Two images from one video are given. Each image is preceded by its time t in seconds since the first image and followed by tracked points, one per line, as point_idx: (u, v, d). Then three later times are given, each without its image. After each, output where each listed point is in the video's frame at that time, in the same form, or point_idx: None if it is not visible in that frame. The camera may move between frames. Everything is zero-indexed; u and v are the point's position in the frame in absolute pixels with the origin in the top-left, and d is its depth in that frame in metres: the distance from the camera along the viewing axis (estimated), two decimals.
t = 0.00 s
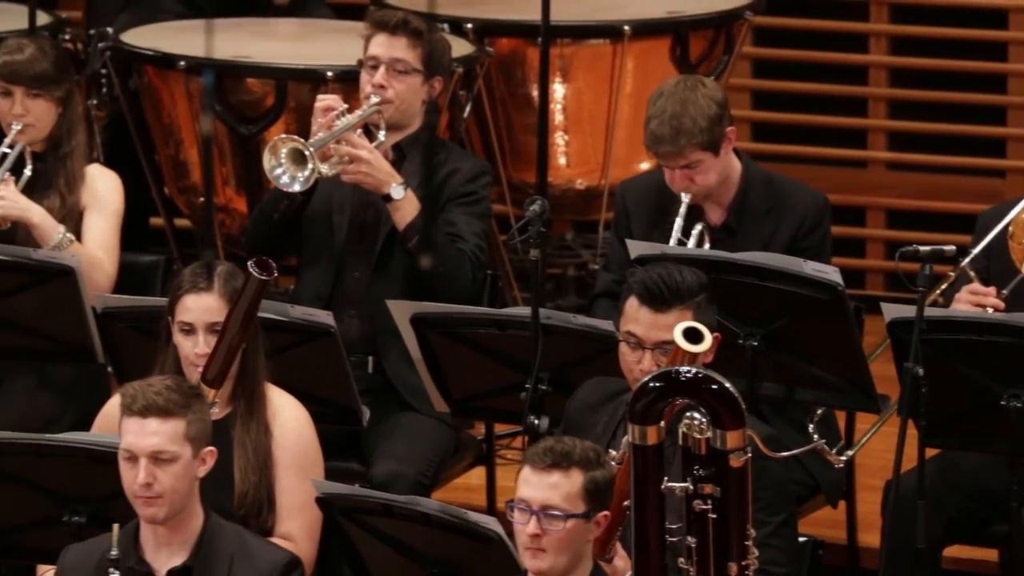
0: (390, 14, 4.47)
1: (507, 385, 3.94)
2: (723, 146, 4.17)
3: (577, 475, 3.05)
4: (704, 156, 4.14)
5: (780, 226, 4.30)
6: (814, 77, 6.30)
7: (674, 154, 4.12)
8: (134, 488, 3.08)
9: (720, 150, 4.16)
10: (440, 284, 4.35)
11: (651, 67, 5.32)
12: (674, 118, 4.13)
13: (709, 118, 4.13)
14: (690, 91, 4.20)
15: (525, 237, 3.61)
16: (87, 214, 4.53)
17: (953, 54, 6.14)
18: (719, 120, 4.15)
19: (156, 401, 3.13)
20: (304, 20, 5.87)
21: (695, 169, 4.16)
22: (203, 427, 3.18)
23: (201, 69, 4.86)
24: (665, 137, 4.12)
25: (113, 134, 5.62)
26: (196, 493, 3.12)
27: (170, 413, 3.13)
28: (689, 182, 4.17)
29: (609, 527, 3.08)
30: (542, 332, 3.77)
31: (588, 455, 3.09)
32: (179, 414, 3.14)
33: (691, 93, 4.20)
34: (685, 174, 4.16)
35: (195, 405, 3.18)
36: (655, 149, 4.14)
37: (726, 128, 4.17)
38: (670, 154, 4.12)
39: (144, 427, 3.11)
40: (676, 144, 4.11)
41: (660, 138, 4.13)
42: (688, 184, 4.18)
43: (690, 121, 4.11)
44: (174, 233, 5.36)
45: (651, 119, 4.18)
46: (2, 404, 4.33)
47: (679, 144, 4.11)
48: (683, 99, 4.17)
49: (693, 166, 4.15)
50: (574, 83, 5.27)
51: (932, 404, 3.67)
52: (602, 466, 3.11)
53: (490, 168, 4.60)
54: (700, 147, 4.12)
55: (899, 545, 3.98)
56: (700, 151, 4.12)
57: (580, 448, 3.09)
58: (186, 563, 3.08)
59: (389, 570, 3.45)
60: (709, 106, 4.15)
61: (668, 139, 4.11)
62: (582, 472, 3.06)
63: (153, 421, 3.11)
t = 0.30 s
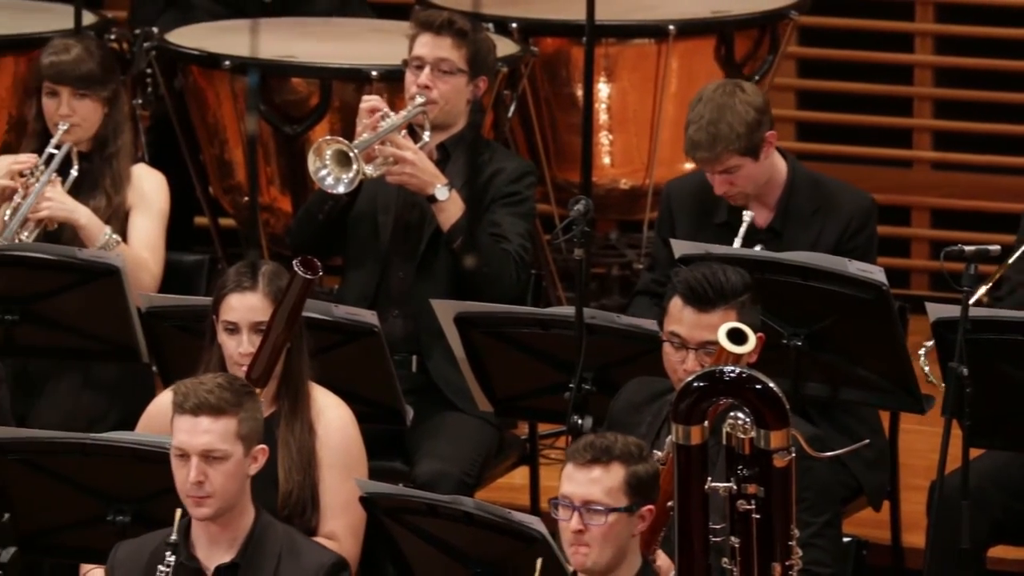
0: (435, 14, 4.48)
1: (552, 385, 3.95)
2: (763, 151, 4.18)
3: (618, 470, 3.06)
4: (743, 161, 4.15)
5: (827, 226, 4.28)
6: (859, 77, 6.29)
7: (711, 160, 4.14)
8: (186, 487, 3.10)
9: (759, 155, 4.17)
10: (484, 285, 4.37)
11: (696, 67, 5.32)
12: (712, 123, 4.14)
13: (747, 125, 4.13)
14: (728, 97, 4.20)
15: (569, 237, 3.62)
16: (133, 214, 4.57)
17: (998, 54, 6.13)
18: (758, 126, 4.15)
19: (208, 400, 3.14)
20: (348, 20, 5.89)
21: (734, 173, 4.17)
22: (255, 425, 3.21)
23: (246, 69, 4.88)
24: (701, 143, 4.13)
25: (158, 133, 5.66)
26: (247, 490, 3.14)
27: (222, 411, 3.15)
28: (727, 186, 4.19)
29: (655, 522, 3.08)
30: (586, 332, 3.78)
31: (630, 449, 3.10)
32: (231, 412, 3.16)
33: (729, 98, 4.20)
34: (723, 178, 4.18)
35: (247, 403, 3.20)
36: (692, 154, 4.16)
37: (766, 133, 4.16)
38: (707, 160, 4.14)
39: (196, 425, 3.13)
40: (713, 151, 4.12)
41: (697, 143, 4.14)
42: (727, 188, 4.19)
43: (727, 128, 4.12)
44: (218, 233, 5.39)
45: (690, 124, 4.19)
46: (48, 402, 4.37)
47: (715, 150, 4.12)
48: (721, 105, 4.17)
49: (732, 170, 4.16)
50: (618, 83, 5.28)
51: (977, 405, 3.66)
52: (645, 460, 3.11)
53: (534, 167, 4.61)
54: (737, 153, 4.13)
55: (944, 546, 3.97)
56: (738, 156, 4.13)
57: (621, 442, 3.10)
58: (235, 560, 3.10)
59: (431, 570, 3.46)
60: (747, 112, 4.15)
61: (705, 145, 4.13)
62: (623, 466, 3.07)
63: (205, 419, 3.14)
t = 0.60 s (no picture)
0: (465, 15, 4.49)
1: (584, 387, 3.96)
2: (808, 134, 4.19)
3: (652, 464, 3.06)
4: (784, 138, 4.16)
5: (866, 221, 4.26)
6: (891, 78, 6.28)
7: (752, 130, 4.16)
8: (221, 485, 3.11)
9: (803, 137, 4.18)
10: (516, 286, 4.37)
11: (728, 67, 5.31)
12: (758, 95, 4.17)
13: (794, 101, 4.15)
14: (779, 76, 4.22)
15: (601, 237, 3.63)
16: (164, 215, 4.60)
17: None
18: (805, 107, 4.17)
19: (243, 397, 3.15)
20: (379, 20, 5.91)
21: (774, 151, 4.18)
22: (288, 425, 3.20)
23: (278, 69, 4.90)
24: (745, 112, 4.16)
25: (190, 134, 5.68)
26: (282, 489, 3.14)
27: (257, 409, 3.15)
28: (766, 164, 4.19)
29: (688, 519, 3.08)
30: (618, 332, 3.78)
31: (667, 446, 3.10)
32: (266, 410, 3.17)
33: (779, 77, 4.22)
34: (762, 153, 4.19)
35: (282, 402, 3.21)
36: (734, 125, 4.19)
37: (812, 116, 4.18)
38: (749, 130, 4.16)
39: (232, 422, 3.14)
40: (756, 121, 4.15)
41: (741, 113, 4.18)
42: (765, 165, 4.19)
43: (773, 101, 4.15)
44: (250, 234, 5.41)
45: (737, 97, 4.24)
46: (80, 403, 4.39)
47: (758, 120, 4.15)
48: (770, 81, 4.20)
49: (772, 147, 4.17)
50: (650, 83, 5.29)
51: (1010, 406, 3.66)
52: (681, 458, 3.12)
53: (565, 167, 4.62)
54: (779, 126, 4.14)
55: (976, 548, 3.96)
56: (779, 132, 4.15)
57: (658, 438, 3.10)
58: (270, 556, 3.11)
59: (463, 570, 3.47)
60: (796, 91, 4.17)
61: (749, 115, 4.16)
62: (658, 461, 3.07)
63: (240, 416, 3.14)
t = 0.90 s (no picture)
0: (496, 18, 4.50)
1: (616, 390, 3.96)
2: (863, 117, 4.27)
3: (680, 469, 3.06)
4: (839, 113, 4.24)
5: (909, 216, 4.29)
6: (924, 81, 6.27)
7: (811, 98, 4.25)
8: (252, 487, 3.13)
9: (857, 119, 4.26)
10: (547, 289, 4.38)
11: (761, 69, 5.31)
12: (821, 69, 4.27)
13: (854, 79, 4.25)
14: (842, 57, 4.33)
15: (634, 241, 3.63)
16: (196, 218, 4.62)
17: None
18: (864, 88, 4.27)
19: (274, 400, 3.17)
20: (411, 24, 5.93)
21: (828, 125, 4.26)
22: (320, 426, 3.23)
23: (310, 73, 4.92)
24: (807, 80, 4.26)
25: (223, 138, 5.71)
26: (313, 491, 3.15)
27: (288, 412, 3.17)
28: (818, 138, 4.26)
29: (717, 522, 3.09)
30: (649, 336, 3.79)
31: (694, 450, 3.10)
32: (297, 413, 3.19)
33: (843, 58, 4.33)
34: (816, 126, 4.26)
35: (313, 405, 3.23)
36: (792, 95, 4.29)
37: (869, 99, 4.27)
38: (807, 98, 4.25)
39: (264, 425, 3.16)
40: (815, 89, 4.24)
41: (802, 82, 4.28)
42: (816, 138, 4.27)
43: (834, 74, 4.25)
44: (282, 237, 5.44)
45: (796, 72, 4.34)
46: (113, 406, 4.41)
47: (818, 88, 4.24)
48: (833, 59, 4.31)
49: (826, 119, 4.25)
50: (682, 87, 5.29)
51: None
52: (710, 462, 3.12)
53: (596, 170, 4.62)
54: (837, 98, 4.23)
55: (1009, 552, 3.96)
56: (836, 104, 4.23)
57: (685, 443, 3.10)
58: (303, 558, 3.12)
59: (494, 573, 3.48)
60: (857, 71, 4.27)
61: (810, 84, 4.26)
62: (685, 466, 3.07)
63: (272, 419, 3.16)
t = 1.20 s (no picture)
0: (524, 19, 4.52)
1: (643, 390, 3.98)
2: (909, 111, 4.30)
3: (706, 471, 3.08)
4: (887, 102, 4.26)
5: (940, 213, 4.30)
6: (952, 82, 6.27)
7: (862, 83, 4.28)
8: (275, 490, 3.15)
9: (904, 114, 4.28)
10: (574, 289, 4.39)
11: (789, 69, 5.31)
12: (873, 57, 4.32)
13: (906, 71, 4.30)
14: (894, 51, 4.38)
15: (660, 241, 3.64)
16: (224, 218, 4.65)
17: None
18: (913, 84, 4.31)
19: (296, 403, 3.19)
20: (439, 24, 5.96)
21: (875, 113, 4.27)
22: (342, 429, 3.23)
23: (339, 73, 4.95)
24: (860, 66, 4.30)
25: (251, 138, 5.74)
26: (337, 492, 3.17)
27: (310, 415, 3.18)
28: (864, 125, 4.27)
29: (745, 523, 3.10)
30: (676, 336, 3.80)
31: (721, 452, 3.12)
32: (319, 416, 3.19)
33: (895, 51, 4.39)
34: (864, 112, 4.27)
35: (335, 407, 3.24)
36: (843, 80, 4.32)
37: (916, 94, 4.31)
38: (859, 83, 4.28)
39: (286, 429, 3.17)
40: (868, 74, 4.28)
41: (854, 68, 4.32)
42: (863, 125, 4.27)
43: (886, 63, 4.30)
44: (310, 237, 5.47)
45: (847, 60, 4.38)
46: (141, 406, 4.45)
47: (871, 74, 4.28)
48: (886, 50, 4.36)
49: (874, 106, 4.26)
50: (710, 87, 5.30)
51: None
52: (738, 462, 3.13)
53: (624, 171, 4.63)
54: (887, 86, 4.26)
55: None
56: (887, 91, 4.26)
57: (711, 446, 3.12)
58: (328, 556, 3.14)
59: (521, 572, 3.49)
60: (909, 65, 4.33)
61: (862, 70, 4.30)
62: (712, 469, 3.08)
63: (294, 423, 3.18)
